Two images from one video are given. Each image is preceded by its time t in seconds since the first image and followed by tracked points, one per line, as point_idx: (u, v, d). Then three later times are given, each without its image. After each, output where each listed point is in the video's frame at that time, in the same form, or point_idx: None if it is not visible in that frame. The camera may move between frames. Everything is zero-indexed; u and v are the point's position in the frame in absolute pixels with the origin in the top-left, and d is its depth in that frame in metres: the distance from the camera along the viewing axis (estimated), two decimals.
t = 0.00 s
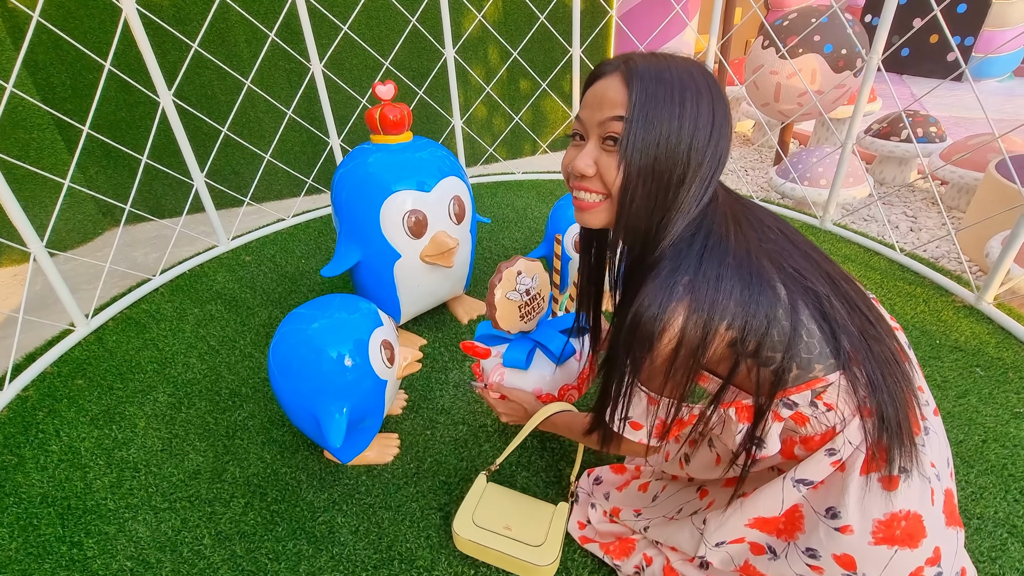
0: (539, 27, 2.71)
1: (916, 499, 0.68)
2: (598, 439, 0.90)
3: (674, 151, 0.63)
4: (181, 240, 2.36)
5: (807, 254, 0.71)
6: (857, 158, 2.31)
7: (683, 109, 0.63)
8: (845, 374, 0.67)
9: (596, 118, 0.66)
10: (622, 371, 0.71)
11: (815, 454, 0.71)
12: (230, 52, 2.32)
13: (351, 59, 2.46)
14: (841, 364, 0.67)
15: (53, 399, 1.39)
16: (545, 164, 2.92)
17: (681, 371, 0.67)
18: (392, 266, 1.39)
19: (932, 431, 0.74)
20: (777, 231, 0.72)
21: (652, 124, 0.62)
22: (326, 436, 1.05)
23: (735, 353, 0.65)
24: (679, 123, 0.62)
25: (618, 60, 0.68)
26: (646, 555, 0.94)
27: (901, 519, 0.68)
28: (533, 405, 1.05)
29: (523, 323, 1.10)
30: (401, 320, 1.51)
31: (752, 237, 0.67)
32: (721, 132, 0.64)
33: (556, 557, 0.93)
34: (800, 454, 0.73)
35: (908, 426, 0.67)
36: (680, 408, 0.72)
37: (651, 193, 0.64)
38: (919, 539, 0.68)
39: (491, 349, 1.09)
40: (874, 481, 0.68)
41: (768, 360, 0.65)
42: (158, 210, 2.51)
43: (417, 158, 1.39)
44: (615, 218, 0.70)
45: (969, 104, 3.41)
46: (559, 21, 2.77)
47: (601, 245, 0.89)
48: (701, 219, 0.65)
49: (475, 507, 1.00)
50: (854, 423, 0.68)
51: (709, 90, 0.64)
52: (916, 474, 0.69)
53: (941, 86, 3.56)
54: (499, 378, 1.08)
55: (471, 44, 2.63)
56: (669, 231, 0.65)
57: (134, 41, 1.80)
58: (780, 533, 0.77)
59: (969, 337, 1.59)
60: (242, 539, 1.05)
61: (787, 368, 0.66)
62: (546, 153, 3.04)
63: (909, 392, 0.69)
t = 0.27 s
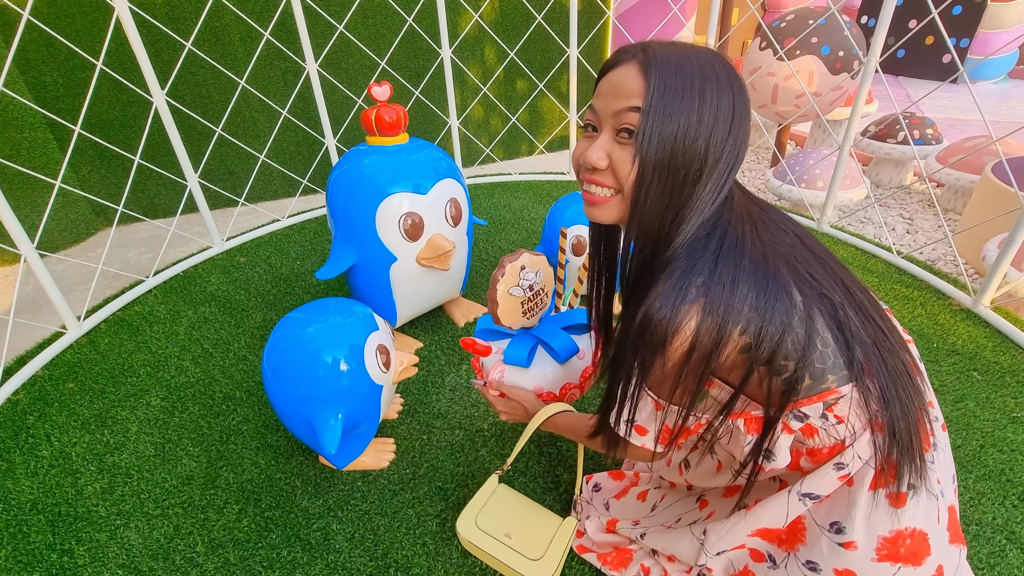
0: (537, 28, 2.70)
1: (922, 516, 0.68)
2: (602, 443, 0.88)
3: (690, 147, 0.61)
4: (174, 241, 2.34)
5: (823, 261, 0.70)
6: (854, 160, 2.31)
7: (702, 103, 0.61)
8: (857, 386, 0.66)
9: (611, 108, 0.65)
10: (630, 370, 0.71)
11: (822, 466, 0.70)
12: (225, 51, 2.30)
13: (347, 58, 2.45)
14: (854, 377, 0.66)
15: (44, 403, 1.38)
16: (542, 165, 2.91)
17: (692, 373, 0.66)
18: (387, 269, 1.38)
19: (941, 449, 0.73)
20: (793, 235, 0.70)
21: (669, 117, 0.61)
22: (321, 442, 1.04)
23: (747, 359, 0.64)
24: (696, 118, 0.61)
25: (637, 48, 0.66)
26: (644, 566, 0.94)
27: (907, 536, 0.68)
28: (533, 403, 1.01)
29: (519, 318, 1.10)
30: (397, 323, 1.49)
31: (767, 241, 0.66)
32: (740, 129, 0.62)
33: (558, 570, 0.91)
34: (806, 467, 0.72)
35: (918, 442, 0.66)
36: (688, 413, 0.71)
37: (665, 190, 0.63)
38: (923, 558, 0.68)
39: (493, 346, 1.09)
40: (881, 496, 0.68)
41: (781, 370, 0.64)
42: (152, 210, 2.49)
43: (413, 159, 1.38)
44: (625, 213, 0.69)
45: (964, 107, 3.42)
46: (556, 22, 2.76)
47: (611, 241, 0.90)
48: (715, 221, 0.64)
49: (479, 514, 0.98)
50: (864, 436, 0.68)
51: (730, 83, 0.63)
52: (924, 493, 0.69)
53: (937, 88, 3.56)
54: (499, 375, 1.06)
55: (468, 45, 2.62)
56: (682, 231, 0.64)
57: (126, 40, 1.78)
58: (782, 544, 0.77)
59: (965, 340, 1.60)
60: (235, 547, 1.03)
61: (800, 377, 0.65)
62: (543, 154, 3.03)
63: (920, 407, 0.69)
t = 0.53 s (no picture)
0: (535, 30, 2.70)
1: (925, 533, 0.70)
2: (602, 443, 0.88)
3: (713, 141, 0.60)
4: (170, 243, 2.33)
5: (838, 267, 0.70)
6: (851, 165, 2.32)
7: (728, 96, 0.60)
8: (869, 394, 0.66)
9: (633, 96, 0.63)
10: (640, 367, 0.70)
11: (826, 477, 0.70)
12: (222, 52, 2.29)
13: (345, 60, 2.45)
14: (867, 386, 0.66)
15: (37, 408, 1.38)
16: (539, 168, 2.91)
17: (706, 371, 0.65)
18: (385, 274, 1.37)
19: (947, 466, 0.74)
20: (809, 236, 0.70)
21: (693, 109, 0.60)
22: (319, 449, 1.04)
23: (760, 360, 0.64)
24: (721, 111, 0.60)
25: (662, 35, 0.65)
26: None
27: (909, 553, 0.70)
28: (531, 405, 1.01)
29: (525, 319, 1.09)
30: (394, 328, 1.49)
31: (784, 243, 0.65)
32: (764, 127, 0.61)
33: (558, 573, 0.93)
34: (808, 477, 0.72)
35: (926, 453, 0.67)
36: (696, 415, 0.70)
37: (684, 184, 0.62)
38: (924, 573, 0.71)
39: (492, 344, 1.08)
40: (886, 511, 0.69)
41: (794, 374, 0.64)
42: (147, 212, 2.48)
43: (411, 164, 1.37)
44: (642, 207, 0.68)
45: (959, 111, 3.43)
46: (554, 25, 2.77)
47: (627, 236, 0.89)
48: (731, 220, 0.63)
49: (476, 520, 0.98)
50: (870, 449, 0.67)
51: (756, 77, 0.62)
52: (927, 508, 0.70)
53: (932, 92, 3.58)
54: (497, 375, 1.06)
55: (466, 47, 2.62)
56: (697, 228, 0.63)
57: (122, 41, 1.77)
58: (780, 555, 0.77)
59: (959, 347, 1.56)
60: (231, 554, 1.04)
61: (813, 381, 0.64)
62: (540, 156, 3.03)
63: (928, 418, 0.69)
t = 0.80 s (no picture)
0: (532, 33, 2.70)
1: (924, 547, 0.70)
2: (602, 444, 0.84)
3: (737, 131, 0.60)
4: (165, 245, 2.32)
5: (853, 268, 0.69)
6: (846, 171, 2.34)
7: (755, 84, 0.60)
8: (878, 399, 0.66)
9: (656, 82, 0.63)
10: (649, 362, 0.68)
11: (824, 487, 0.69)
12: (217, 53, 2.28)
13: (341, 62, 2.44)
14: (874, 395, 0.66)
15: (30, 414, 1.39)
16: (535, 170, 2.91)
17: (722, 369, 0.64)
18: (381, 278, 1.37)
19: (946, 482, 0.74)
20: (825, 236, 0.69)
21: (719, 97, 0.59)
22: (314, 455, 1.03)
23: (774, 361, 0.63)
24: (748, 101, 0.59)
25: (690, 20, 0.64)
26: None
27: (909, 567, 0.69)
28: (526, 406, 0.98)
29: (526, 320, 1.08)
30: (390, 332, 1.49)
31: (802, 240, 0.65)
32: (789, 119, 0.61)
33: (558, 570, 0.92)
34: (806, 487, 0.71)
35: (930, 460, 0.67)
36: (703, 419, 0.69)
37: (705, 174, 0.62)
38: None
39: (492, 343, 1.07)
40: (887, 526, 0.68)
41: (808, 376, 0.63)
42: (141, 213, 2.47)
43: (409, 168, 1.37)
44: (660, 195, 0.67)
45: (953, 115, 3.45)
46: (551, 27, 2.77)
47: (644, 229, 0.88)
48: (749, 213, 0.63)
49: (469, 529, 0.96)
50: (871, 459, 0.67)
51: (785, 66, 0.61)
52: (928, 522, 0.70)
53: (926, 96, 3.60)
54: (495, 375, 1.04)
55: (463, 49, 2.61)
56: (714, 220, 0.63)
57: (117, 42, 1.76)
58: (777, 568, 0.76)
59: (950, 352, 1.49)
60: (225, 561, 1.04)
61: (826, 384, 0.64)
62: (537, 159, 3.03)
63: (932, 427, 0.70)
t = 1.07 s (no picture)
0: (530, 35, 2.70)
1: (925, 562, 0.70)
2: (611, 453, 0.82)
3: (759, 126, 0.58)
4: (161, 245, 2.31)
5: (863, 273, 0.69)
6: (843, 174, 2.34)
7: (781, 79, 0.58)
8: (887, 407, 0.66)
9: (678, 73, 0.61)
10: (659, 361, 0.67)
11: (825, 497, 0.69)
12: (214, 53, 2.27)
13: (339, 62, 2.43)
14: (882, 406, 0.66)
15: (24, 415, 1.38)
16: (533, 172, 2.91)
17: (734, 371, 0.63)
18: (380, 279, 1.37)
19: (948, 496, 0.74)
20: (837, 239, 0.68)
21: (742, 90, 0.58)
22: (311, 458, 1.03)
23: (787, 364, 0.62)
24: (771, 95, 0.58)
25: (714, 10, 0.63)
26: None
27: None
28: (535, 416, 0.97)
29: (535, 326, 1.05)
30: (388, 334, 1.48)
31: (815, 242, 0.64)
32: (811, 117, 0.60)
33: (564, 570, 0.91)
34: (808, 497, 0.71)
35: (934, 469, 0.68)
36: (712, 428, 0.68)
37: (722, 169, 0.61)
38: None
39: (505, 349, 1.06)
40: (890, 540, 0.68)
41: (819, 381, 0.62)
42: (137, 213, 2.46)
43: (407, 170, 1.37)
44: (674, 189, 0.66)
45: (948, 118, 3.47)
46: (549, 29, 2.77)
47: (660, 221, 0.87)
48: (762, 213, 0.62)
49: (474, 526, 0.96)
50: (876, 471, 0.67)
51: (810, 62, 0.60)
52: (929, 536, 0.70)
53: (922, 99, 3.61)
54: (507, 382, 1.04)
55: (461, 50, 2.61)
56: (727, 217, 0.62)
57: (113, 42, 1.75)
58: None
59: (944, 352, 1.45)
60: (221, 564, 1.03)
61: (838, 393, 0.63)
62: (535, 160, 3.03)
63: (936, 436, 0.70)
